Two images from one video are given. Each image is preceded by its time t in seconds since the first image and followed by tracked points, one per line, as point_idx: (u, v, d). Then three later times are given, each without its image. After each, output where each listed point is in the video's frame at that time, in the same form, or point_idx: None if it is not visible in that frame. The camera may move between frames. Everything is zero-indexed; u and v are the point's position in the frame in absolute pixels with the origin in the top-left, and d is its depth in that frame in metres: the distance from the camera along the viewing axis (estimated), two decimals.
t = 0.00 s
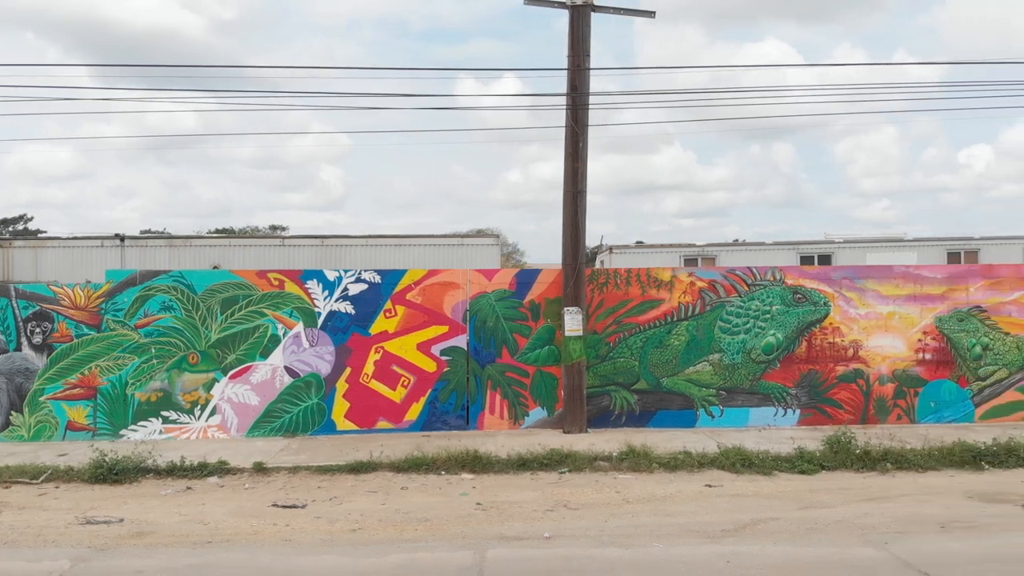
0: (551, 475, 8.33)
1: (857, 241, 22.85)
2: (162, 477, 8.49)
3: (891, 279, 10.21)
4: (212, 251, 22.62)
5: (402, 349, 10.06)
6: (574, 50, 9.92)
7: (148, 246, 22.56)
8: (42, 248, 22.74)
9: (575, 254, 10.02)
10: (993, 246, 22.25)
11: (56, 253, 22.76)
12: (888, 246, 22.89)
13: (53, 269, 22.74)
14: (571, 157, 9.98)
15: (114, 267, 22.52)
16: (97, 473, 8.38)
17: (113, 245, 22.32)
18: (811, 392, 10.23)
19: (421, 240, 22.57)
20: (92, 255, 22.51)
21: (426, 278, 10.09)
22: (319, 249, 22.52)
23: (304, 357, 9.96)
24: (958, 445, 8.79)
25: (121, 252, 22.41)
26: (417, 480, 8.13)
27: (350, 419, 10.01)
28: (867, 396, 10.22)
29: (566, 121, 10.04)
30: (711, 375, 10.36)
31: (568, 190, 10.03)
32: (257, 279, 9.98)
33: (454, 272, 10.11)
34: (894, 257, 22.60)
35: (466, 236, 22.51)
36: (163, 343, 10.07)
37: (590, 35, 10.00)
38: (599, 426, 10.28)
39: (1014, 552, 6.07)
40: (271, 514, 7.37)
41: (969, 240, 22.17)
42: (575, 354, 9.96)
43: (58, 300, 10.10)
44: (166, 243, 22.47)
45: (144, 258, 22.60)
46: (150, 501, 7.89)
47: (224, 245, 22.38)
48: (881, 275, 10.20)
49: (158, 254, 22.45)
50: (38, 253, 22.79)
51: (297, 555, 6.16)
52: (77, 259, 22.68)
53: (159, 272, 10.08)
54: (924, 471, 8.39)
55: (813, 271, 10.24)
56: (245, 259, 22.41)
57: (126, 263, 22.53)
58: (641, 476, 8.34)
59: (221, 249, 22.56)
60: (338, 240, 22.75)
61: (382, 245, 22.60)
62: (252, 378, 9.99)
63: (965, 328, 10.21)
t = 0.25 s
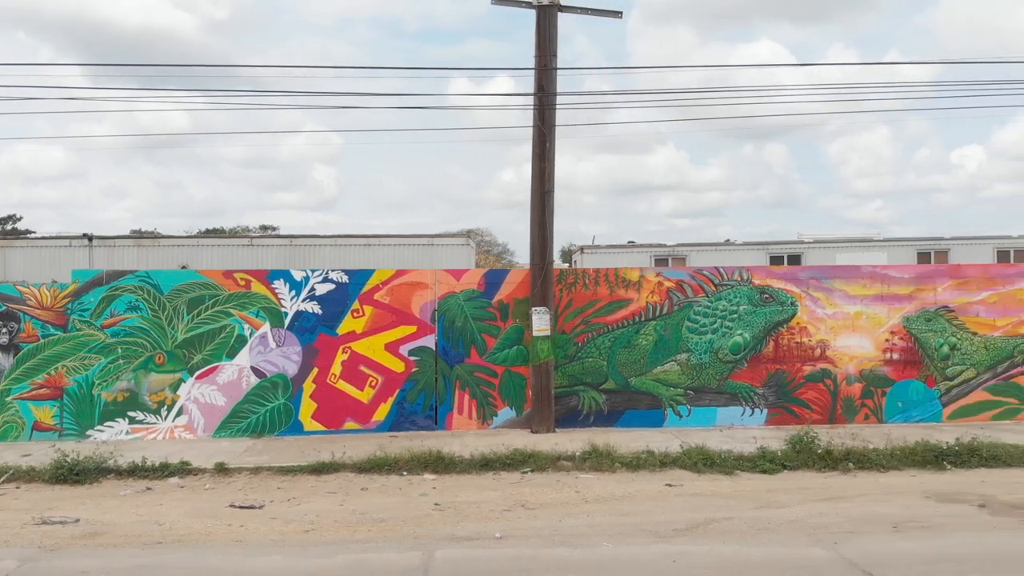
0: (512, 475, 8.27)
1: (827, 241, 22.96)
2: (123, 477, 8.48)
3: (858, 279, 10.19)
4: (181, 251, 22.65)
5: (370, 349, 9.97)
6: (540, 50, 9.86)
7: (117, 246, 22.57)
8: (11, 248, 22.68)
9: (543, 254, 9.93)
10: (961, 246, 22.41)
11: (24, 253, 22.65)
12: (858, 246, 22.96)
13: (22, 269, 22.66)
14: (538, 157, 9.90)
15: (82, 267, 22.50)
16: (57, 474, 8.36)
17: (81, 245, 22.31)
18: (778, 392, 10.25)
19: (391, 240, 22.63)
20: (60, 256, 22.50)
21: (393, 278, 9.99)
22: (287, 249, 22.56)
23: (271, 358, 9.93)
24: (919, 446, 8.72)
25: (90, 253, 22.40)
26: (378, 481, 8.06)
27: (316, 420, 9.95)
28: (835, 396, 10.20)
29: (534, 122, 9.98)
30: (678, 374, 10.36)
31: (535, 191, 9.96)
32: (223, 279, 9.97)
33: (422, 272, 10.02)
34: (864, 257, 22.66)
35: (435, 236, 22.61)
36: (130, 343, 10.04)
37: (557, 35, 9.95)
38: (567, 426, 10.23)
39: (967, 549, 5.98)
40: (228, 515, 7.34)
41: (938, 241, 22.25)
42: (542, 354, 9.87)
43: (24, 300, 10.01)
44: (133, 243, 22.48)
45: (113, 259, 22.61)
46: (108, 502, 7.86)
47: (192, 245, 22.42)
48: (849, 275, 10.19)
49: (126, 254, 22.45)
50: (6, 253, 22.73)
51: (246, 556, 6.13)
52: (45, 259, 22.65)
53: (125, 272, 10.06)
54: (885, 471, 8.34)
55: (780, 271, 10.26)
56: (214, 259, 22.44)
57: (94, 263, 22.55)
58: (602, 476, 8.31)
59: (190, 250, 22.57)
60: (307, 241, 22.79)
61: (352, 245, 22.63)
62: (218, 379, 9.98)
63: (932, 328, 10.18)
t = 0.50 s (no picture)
0: (479, 476, 8.20)
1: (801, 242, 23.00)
2: (90, 478, 8.48)
3: (832, 279, 10.16)
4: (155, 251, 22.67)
5: (343, 350, 9.89)
6: (513, 49, 9.82)
7: (91, 246, 22.54)
8: None
9: (516, 254, 9.84)
10: (937, 246, 22.31)
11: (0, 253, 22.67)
12: (834, 247, 22.85)
13: None
14: (511, 157, 9.84)
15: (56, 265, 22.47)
16: (24, 474, 8.34)
17: (55, 245, 22.32)
18: (750, 391, 10.24)
19: (366, 240, 22.63)
20: (35, 255, 22.49)
21: (367, 278, 9.90)
22: (260, 248, 22.44)
23: (243, 358, 9.91)
24: (888, 446, 8.65)
25: (64, 252, 22.40)
26: (343, 482, 8.03)
27: (289, 420, 9.90)
28: (808, 396, 10.17)
29: (506, 122, 9.92)
30: (651, 374, 10.33)
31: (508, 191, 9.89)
32: (196, 279, 9.97)
33: (395, 272, 9.93)
34: (841, 258, 22.55)
35: (411, 236, 22.54)
36: (103, 343, 10.03)
37: (529, 36, 9.92)
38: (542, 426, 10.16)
39: (923, 550, 5.89)
40: (189, 515, 7.33)
41: (914, 241, 22.14)
42: (515, 354, 9.78)
43: None
44: (108, 243, 22.43)
45: (88, 258, 22.60)
46: (73, 502, 7.84)
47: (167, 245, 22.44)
48: (822, 275, 10.17)
49: (100, 254, 22.42)
50: None
51: (198, 557, 6.10)
52: (20, 258, 22.64)
53: (98, 272, 10.05)
54: (853, 472, 8.28)
55: (753, 271, 10.26)
56: (190, 258, 22.45)
57: (68, 263, 22.58)
58: (569, 476, 8.26)
59: (165, 249, 22.57)
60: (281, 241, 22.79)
61: (325, 245, 22.51)
62: (190, 379, 9.98)
63: (906, 328, 10.11)
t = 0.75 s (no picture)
0: (442, 477, 8.13)
1: (774, 241, 23.04)
2: (54, 478, 8.49)
3: (802, 280, 10.14)
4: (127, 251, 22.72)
5: (312, 351, 9.83)
6: (482, 50, 9.73)
7: (64, 246, 22.61)
8: None
9: (485, 255, 9.73)
10: (911, 245, 22.28)
11: None
12: (808, 249, 22.80)
13: None
14: (481, 157, 9.73)
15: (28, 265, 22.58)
16: None
17: (27, 246, 22.45)
18: (721, 392, 10.23)
19: (339, 240, 22.69)
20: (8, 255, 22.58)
21: (336, 279, 9.84)
22: (232, 249, 22.50)
23: (212, 359, 9.90)
24: (853, 447, 8.59)
25: (37, 252, 22.58)
26: (306, 483, 8.01)
27: (258, 421, 9.89)
28: (778, 396, 10.16)
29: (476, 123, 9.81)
30: (622, 375, 10.27)
31: (478, 191, 9.75)
32: (165, 280, 9.96)
33: (365, 273, 9.85)
34: (814, 259, 22.54)
35: (383, 237, 22.59)
36: (72, 344, 10.01)
37: (499, 36, 9.83)
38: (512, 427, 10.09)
39: (873, 551, 5.83)
40: (147, 517, 7.33)
41: (888, 241, 22.14)
42: (485, 354, 9.71)
43: None
44: (80, 243, 22.49)
45: (60, 258, 22.67)
46: (34, 503, 7.84)
47: (140, 246, 22.49)
48: (792, 275, 10.15)
49: (72, 255, 22.51)
50: None
51: (147, 558, 6.09)
52: None
53: (68, 273, 10.02)
54: (818, 472, 8.24)
55: (723, 271, 10.25)
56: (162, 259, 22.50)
57: (40, 263, 22.72)
58: (533, 476, 8.19)
59: (137, 249, 22.60)
60: (253, 241, 22.82)
61: (298, 245, 22.65)
62: (159, 380, 9.96)
63: (877, 329, 10.05)
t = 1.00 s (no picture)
0: (393, 479, 8.04)
1: (735, 242, 23.08)
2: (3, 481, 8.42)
3: (759, 281, 10.18)
4: (84, 252, 22.68)
5: (268, 352, 9.77)
6: (440, 50, 9.61)
7: (22, 248, 22.60)
8: None
9: (444, 256, 9.60)
10: (871, 247, 22.30)
11: None
12: (770, 250, 22.80)
13: None
14: (439, 157, 9.58)
15: None
16: None
17: None
18: (679, 392, 10.24)
19: (299, 240, 22.62)
20: None
21: (293, 279, 9.76)
22: (190, 249, 22.47)
23: (168, 360, 9.85)
24: (805, 447, 8.60)
25: None
26: (256, 485, 7.99)
27: (214, 423, 9.85)
28: (736, 396, 10.19)
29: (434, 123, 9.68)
30: (581, 375, 10.22)
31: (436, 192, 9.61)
32: (121, 280, 9.89)
33: (323, 274, 9.76)
34: (773, 259, 22.58)
35: (342, 237, 22.44)
36: (27, 345, 9.86)
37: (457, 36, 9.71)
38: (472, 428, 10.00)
39: (810, 551, 5.80)
40: (92, 519, 7.27)
41: (848, 242, 22.17)
42: (444, 355, 9.58)
43: None
44: (37, 244, 22.52)
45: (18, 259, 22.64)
46: None
47: (97, 246, 22.48)
48: (749, 275, 10.19)
49: (29, 256, 22.50)
50: None
51: (82, 561, 6.04)
52: None
53: (22, 273, 9.90)
54: (768, 472, 8.24)
55: (681, 272, 10.25)
56: (121, 260, 22.42)
57: None
58: (485, 477, 8.11)
59: (94, 250, 22.58)
60: (210, 241, 22.73)
61: (254, 245, 22.54)
62: (115, 382, 9.87)
63: (834, 329, 10.08)
